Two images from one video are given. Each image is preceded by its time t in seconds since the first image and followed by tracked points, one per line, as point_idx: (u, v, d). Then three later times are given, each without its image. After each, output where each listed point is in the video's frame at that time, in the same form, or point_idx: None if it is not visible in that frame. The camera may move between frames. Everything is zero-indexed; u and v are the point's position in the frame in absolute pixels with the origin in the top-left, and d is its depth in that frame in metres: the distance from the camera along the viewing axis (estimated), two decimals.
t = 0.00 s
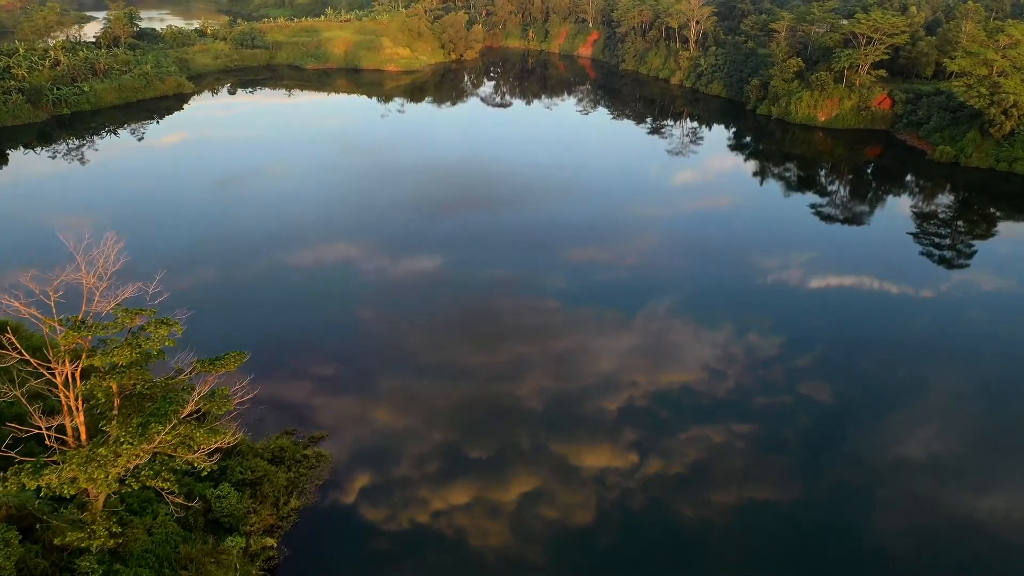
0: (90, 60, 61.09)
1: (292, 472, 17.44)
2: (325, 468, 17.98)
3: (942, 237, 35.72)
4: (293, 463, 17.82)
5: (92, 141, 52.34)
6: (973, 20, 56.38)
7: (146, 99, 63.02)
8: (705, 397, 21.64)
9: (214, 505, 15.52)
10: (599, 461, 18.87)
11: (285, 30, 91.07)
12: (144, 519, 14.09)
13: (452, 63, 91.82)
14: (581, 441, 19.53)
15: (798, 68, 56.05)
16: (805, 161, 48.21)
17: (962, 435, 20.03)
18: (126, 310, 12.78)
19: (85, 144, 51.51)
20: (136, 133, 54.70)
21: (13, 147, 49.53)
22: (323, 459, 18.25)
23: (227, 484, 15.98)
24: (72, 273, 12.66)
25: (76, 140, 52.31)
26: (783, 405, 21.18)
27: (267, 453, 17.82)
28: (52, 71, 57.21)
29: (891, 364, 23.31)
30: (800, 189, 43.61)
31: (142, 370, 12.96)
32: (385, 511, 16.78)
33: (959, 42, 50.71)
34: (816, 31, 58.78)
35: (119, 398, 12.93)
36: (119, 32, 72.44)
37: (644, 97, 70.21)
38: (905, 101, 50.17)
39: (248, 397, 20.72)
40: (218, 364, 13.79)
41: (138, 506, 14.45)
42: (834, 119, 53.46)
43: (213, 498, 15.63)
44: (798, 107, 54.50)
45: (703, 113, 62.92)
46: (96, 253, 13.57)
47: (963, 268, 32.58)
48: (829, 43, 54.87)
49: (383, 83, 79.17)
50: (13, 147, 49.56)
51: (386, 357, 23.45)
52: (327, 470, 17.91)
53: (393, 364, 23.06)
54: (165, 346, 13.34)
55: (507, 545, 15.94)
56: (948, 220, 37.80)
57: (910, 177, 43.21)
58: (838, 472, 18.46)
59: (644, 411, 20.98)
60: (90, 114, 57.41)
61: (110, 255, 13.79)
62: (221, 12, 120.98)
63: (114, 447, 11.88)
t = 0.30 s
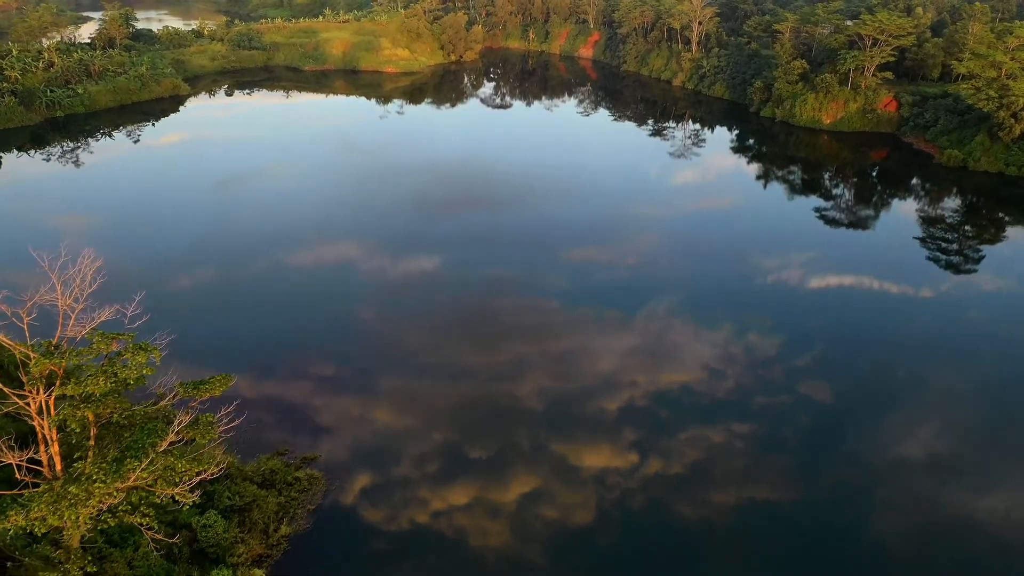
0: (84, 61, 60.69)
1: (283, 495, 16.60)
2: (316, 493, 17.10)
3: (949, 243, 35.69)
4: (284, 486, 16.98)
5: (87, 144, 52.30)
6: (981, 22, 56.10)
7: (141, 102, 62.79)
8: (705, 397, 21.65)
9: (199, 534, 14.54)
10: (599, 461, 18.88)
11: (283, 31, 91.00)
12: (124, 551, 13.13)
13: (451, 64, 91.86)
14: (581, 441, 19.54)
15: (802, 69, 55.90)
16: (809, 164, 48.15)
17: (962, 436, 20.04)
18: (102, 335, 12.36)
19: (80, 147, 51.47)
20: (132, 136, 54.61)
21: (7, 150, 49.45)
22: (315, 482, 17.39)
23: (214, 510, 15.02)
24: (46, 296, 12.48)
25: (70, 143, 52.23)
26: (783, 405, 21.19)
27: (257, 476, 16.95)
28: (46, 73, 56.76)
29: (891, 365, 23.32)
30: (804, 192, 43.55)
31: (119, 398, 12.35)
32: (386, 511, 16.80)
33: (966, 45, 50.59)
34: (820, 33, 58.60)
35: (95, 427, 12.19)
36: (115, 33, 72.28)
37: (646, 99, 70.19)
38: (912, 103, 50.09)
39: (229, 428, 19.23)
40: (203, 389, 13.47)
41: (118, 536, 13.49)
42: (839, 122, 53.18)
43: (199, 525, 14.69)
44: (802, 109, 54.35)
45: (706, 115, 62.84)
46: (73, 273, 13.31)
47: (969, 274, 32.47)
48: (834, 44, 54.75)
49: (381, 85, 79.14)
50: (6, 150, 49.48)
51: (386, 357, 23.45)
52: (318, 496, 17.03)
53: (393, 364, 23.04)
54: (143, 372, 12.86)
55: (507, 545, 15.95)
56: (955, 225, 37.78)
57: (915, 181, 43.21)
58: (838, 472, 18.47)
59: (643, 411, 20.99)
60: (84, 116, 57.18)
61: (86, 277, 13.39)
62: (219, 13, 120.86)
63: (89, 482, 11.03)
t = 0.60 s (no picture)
0: (78, 62, 60.56)
1: (273, 522, 15.69)
2: (308, 519, 16.18)
3: (957, 248, 35.62)
4: (274, 512, 16.06)
5: (82, 146, 52.32)
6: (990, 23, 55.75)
7: (136, 103, 62.75)
8: (705, 397, 21.62)
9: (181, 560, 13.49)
10: (599, 462, 18.86)
11: (280, 32, 90.92)
12: None
13: (450, 65, 91.85)
14: (581, 441, 19.51)
15: (807, 71, 55.78)
16: (814, 167, 48.10)
17: (964, 436, 19.99)
18: (75, 362, 11.61)
19: (74, 150, 51.52)
20: (127, 138, 54.62)
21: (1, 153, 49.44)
22: (308, 509, 16.48)
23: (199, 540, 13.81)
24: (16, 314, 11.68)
25: (65, 145, 52.32)
26: (784, 405, 21.15)
27: (246, 502, 16.04)
28: (39, 75, 56.72)
29: (893, 365, 23.25)
30: (809, 196, 43.50)
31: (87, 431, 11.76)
32: (385, 511, 16.78)
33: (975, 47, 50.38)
34: (824, 34, 58.42)
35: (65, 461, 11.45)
36: (110, 34, 72.21)
37: (647, 100, 70.15)
38: (918, 106, 50.04)
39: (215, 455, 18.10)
40: (185, 416, 12.71)
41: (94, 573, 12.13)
42: (845, 124, 53.04)
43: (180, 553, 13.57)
44: (807, 112, 54.29)
45: (709, 117, 62.72)
46: (43, 294, 12.56)
47: (977, 280, 32.34)
48: (839, 46, 54.65)
49: (380, 86, 79.09)
50: None
51: (386, 357, 23.43)
52: (309, 522, 16.12)
53: (393, 365, 23.01)
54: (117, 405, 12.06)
55: (507, 545, 15.92)
56: (963, 230, 37.71)
57: (921, 184, 43.19)
58: (839, 472, 18.43)
59: (644, 411, 20.96)
60: (78, 118, 57.11)
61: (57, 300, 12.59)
62: (218, 13, 120.87)
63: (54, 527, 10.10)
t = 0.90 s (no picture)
0: (72, 64, 60.45)
1: (262, 551, 14.71)
2: (300, 547, 15.30)
3: (964, 253, 35.56)
4: (264, 539, 15.10)
5: (76, 149, 52.33)
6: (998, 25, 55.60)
7: (131, 106, 62.74)
8: (705, 397, 21.61)
9: None
10: (599, 462, 18.85)
11: (278, 33, 90.86)
12: None
13: (450, 66, 91.81)
14: (581, 441, 19.50)
15: (811, 73, 55.72)
16: (818, 170, 48.08)
17: (964, 436, 19.96)
18: (46, 395, 10.92)
19: (69, 152, 51.58)
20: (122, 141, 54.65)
21: None
22: (299, 537, 15.57)
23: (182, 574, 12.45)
24: None
25: (59, 148, 52.37)
26: (784, 405, 21.14)
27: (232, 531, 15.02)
28: (32, 77, 56.68)
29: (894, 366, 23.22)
30: (813, 199, 43.49)
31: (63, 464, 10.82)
32: (386, 511, 16.77)
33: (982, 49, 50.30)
34: (829, 35, 58.35)
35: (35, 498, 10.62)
36: (104, 35, 72.13)
37: (649, 102, 70.17)
38: (925, 108, 49.93)
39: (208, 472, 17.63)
40: (166, 447, 12.06)
41: None
42: (850, 127, 52.87)
43: None
44: (812, 115, 54.21)
45: (712, 119, 62.67)
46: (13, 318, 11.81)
47: (984, 285, 32.25)
48: (844, 47, 54.61)
49: (378, 88, 79.07)
50: None
51: (386, 357, 23.42)
52: (300, 551, 15.23)
53: (394, 365, 22.98)
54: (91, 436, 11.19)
55: (506, 546, 15.90)
56: (970, 235, 37.60)
57: (927, 187, 43.21)
58: (839, 472, 18.42)
59: (644, 411, 20.95)
60: (72, 121, 57.07)
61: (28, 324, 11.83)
62: (217, 13, 120.81)
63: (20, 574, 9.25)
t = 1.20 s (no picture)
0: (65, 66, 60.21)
1: None
2: None
3: (972, 259, 35.50)
4: (252, 568, 14.07)
5: (70, 152, 52.33)
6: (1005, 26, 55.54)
7: (125, 108, 62.66)
8: (705, 397, 21.59)
9: None
10: (599, 462, 18.84)
11: (276, 34, 90.81)
12: None
13: (449, 67, 91.75)
14: (581, 442, 19.49)
15: (816, 75, 55.38)
16: (824, 173, 48.02)
17: (965, 436, 19.94)
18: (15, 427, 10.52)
19: (63, 155, 51.61)
20: (117, 144, 54.62)
21: None
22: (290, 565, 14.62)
23: None
24: None
25: (53, 151, 52.41)
26: (784, 405, 21.12)
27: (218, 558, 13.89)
28: (25, 79, 56.53)
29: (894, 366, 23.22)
30: (817, 203, 43.49)
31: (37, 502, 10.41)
32: (386, 511, 16.76)
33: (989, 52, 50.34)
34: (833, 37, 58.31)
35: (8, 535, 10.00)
36: (99, 36, 71.88)
37: (650, 104, 70.15)
38: (932, 111, 49.81)
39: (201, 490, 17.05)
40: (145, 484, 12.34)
41: None
42: (855, 130, 52.81)
43: None
44: (817, 117, 53.86)
45: (715, 121, 62.59)
46: None
47: (993, 291, 32.20)
48: (849, 49, 54.43)
49: (376, 89, 79.04)
50: None
51: (387, 357, 23.41)
52: None
53: (394, 365, 22.96)
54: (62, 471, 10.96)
55: (506, 546, 15.89)
56: (978, 240, 37.50)
57: (932, 191, 43.44)
58: (839, 472, 18.41)
59: (644, 411, 20.94)
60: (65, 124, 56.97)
61: None
62: (216, 13, 120.77)
63: None
